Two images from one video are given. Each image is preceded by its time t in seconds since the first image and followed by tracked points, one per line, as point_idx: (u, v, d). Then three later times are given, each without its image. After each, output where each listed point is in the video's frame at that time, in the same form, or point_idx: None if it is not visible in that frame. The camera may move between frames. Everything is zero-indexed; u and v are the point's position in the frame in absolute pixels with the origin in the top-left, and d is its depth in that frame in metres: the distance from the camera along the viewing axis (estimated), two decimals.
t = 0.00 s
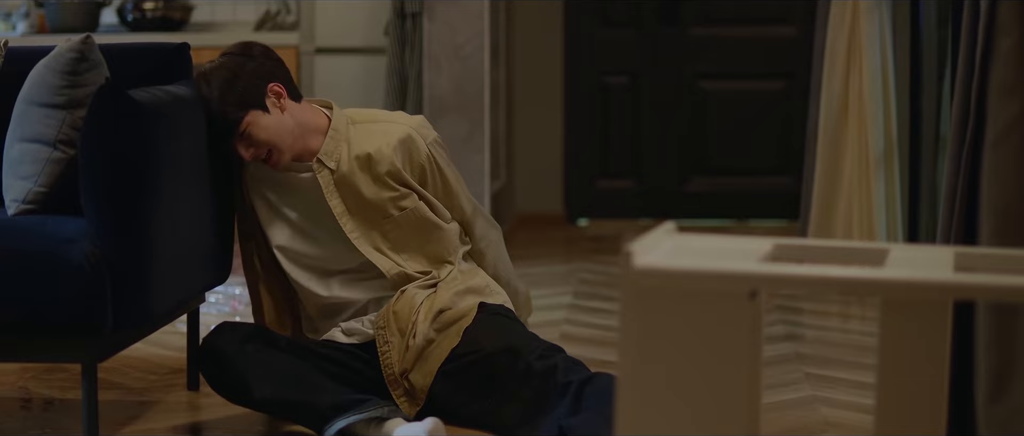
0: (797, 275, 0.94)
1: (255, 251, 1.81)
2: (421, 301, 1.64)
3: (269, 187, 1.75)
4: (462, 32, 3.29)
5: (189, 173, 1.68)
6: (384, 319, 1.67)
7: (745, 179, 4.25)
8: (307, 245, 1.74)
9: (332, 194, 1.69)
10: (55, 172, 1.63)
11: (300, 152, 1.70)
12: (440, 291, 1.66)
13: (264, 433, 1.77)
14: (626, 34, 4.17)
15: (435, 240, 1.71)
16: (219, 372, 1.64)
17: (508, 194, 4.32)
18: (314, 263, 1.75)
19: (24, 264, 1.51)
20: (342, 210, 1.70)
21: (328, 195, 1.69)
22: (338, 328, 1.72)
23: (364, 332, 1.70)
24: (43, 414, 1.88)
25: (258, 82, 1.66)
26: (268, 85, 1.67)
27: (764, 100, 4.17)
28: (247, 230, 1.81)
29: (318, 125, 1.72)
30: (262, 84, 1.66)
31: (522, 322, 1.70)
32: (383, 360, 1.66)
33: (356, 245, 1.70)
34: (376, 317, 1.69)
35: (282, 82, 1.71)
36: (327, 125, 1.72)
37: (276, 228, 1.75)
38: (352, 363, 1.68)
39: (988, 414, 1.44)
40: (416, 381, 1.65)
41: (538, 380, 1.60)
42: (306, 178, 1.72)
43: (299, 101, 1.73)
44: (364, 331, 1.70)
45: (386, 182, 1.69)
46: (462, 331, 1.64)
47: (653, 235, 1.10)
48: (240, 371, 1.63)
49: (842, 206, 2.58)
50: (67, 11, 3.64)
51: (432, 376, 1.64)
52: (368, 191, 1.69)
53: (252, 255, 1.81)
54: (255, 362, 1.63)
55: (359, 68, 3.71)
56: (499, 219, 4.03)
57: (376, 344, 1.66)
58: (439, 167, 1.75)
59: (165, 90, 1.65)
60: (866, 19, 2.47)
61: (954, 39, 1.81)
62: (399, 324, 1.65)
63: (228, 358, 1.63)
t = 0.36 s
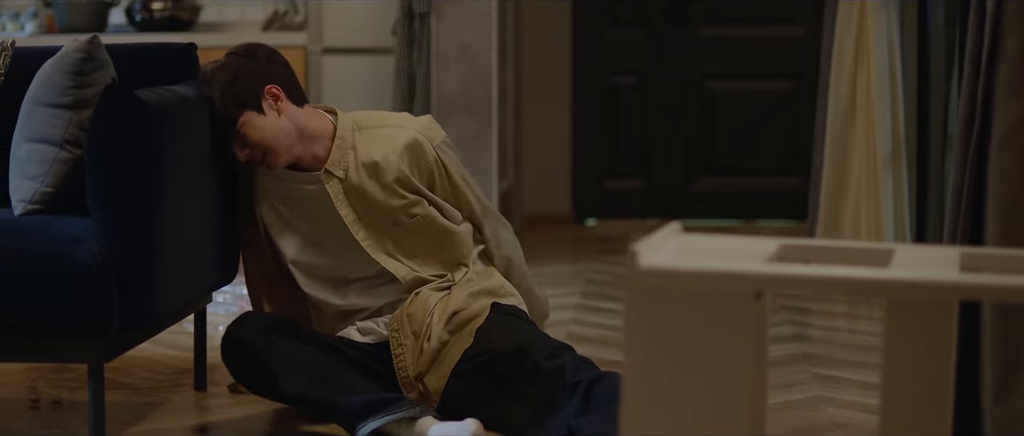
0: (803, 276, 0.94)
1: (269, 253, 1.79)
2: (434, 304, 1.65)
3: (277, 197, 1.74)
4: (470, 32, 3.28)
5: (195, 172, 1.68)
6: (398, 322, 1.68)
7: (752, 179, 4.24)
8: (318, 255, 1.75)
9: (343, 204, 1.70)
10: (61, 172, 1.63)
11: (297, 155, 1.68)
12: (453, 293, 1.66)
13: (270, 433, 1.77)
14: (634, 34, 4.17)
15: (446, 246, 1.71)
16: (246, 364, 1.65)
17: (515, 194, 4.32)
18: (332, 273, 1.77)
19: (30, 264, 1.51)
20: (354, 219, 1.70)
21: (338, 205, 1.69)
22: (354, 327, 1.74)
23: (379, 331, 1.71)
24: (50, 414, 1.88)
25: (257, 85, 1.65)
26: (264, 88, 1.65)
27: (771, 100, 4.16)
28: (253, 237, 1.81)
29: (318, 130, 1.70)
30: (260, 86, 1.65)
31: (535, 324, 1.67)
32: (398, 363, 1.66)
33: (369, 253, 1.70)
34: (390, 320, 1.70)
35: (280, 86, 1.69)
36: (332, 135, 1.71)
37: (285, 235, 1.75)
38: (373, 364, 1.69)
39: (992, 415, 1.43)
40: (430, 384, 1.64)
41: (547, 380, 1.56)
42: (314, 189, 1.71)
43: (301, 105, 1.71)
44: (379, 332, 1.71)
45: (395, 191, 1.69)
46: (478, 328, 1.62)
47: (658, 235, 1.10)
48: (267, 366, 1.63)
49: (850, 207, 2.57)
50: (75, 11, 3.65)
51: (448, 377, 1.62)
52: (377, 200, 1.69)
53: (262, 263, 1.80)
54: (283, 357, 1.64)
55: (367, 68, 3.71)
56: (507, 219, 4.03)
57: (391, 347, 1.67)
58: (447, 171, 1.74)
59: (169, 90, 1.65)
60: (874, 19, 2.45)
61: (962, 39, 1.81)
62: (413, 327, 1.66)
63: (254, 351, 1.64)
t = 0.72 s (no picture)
0: (806, 277, 0.93)
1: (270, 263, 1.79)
2: (442, 306, 1.65)
3: (279, 202, 1.76)
4: (478, 33, 3.28)
5: (201, 174, 1.68)
6: (406, 324, 1.69)
7: (759, 179, 4.23)
8: (321, 260, 1.76)
9: (347, 210, 1.68)
10: (68, 172, 1.63)
11: (298, 158, 1.68)
12: (460, 294, 1.65)
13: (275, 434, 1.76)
14: (642, 34, 4.16)
15: (449, 254, 1.69)
16: (263, 357, 1.64)
17: (523, 195, 4.31)
18: (337, 274, 1.77)
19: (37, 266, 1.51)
20: (357, 226, 1.69)
21: (341, 211, 1.68)
22: (364, 326, 1.75)
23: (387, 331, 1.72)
24: (56, 414, 1.88)
25: (260, 85, 1.65)
26: (268, 89, 1.65)
27: (779, 101, 4.15)
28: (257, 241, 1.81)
29: (320, 134, 1.68)
30: (263, 86, 1.65)
31: (541, 325, 1.64)
32: (406, 365, 1.67)
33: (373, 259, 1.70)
34: (399, 322, 1.70)
35: (285, 88, 1.68)
36: (336, 141, 1.70)
37: (292, 235, 1.75)
38: (387, 364, 1.70)
39: (997, 417, 1.42)
40: (440, 387, 1.64)
41: (548, 381, 1.51)
42: (320, 198, 1.74)
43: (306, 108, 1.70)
44: (388, 331, 1.73)
45: (395, 199, 1.66)
46: (482, 329, 1.61)
47: (661, 236, 1.10)
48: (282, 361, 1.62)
49: (858, 208, 2.56)
50: (84, 12, 3.66)
51: (453, 382, 1.62)
52: (378, 208, 1.67)
53: (264, 268, 1.80)
54: (298, 351, 1.62)
55: (376, 69, 3.71)
56: (515, 220, 4.02)
57: (398, 349, 1.68)
58: (450, 179, 1.71)
59: (175, 90, 1.65)
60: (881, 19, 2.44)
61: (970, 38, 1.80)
62: (420, 330, 1.67)
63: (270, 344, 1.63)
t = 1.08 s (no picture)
0: (811, 277, 0.92)
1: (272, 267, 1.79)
2: (446, 306, 1.65)
3: (281, 203, 1.75)
4: (487, 33, 3.28)
5: (207, 174, 1.68)
6: (410, 325, 1.68)
7: (767, 179, 4.22)
8: (327, 263, 1.75)
9: (350, 213, 1.68)
10: (74, 173, 1.63)
11: (298, 160, 1.68)
12: (464, 294, 1.66)
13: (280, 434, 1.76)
14: (650, 34, 4.15)
15: (452, 258, 1.69)
16: (269, 356, 1.64)
17: (533, 195, 4.31)
18: (344, 275, 1.75)
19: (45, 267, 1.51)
20: (360, 229, 1.69)
21: (346, 214, 1.67)
22: (370, 326, 1.75)
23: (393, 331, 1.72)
24: (64, 414, 1.88)
25: (262, 88, 1.63)
26: (270, 93, 1.63)
27: (787, 101, 4.14)
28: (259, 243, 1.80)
29: (322, 137, 1.68)
30: (265, 90, 1.63)
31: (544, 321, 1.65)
32: (412, 367, 1.66)
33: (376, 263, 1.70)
34: (403, 325, 1.70)
35: (288, 91, 1.65)
36: (339, 144, 1.70)
37: (294, 233, 1.74)
38: (392, 363, 1.69)
39: (1005, 418, 1.41)
40: (448, 390, 1.64)
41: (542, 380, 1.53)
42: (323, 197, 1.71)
43: (310, 110, 1.69)
44: (395, 331, 1.72)
45: (400, 202, 1.67)
46: (484, 328, 1.61)
47: (667, 236, 1.09)
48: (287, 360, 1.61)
49: (866, 209, 2.55)
50: (93, 13, 3.67)
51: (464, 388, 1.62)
52: (383, 211, 1.67)
53: (267, 271, 1.79)
54: (302, 350, 1.62)
55: (385, 69, 3.71)
56: (524, 220, 4.02)
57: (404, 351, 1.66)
58: (453, 181, 1.70)
59: (182, 90, 1.65)
60: (889, 19, 2.43)
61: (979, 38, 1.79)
62: (425, 331, 1.66)
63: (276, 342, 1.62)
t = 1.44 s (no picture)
0: (819, 276, 0.92)
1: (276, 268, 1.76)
2: (453, 306, 1.64)
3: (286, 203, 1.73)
4: (497, 32, 3.28)
5: (215, 173, 1.68)
6: (417, 325, 1.66)
7: (777, 178, 4.20)
8: (332, 265, 1.73)
9: (356, 213, 1.67)
10: (83, 171, 1.63)
11: (302, 160, 1.65)
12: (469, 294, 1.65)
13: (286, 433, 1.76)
14: (661, 33, 4.14)
15: (456, 258, 1.68)
16: (274, 355, 1.65)
17: (543, 194, 4.30)
18: (353, 278, 1.74)
19: (53, 266, 1.51)
20: (366, 229, 1.68)
21: (351, 215, 1.66)
22: (378, 327, 1.74)
23: (400, 331, 1.72)
24: (72, 412, 1.88)
25: (266, 90, 1.61)
26: (274, 96, 1.61)
27: (797, 100, 4.12)
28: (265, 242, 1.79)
29: (328, 137, 1.66)
30: (269, 92, 1.61)
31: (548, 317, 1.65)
32: (418, 366, 1.65)
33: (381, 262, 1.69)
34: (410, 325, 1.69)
35: (293, 93, 1.63)
36: (343, 143, 1.67)
37: (299, 230, 1.73)
38: (399, 363, 1.69)
39: (1012, 418, 1.41)
40: (456, 391, 1.64)
41: (540, 377, 1.58)
42: (323, 204, 1.69)
43: (318, 111, 1.67)
44: (403, 331, 1.72)
45: (407, 203, 1.65)
46: (488, 327, 1.62)
47: (674, 235, 1.08)
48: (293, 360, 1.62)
49: (877, 208, 2.54)
50: (104, 11, 3.68)
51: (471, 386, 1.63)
52: (389, 213, 1.66)
53: (272, 273, 1.77)
54: (308, 349, 1.62)
55: (395, 68, 3.71)
56: (534, 219, 4.01)
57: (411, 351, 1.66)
58: (456, 181, 1.64)
59: (189, 88, 1.65)
60: (900, 18, 2.42)
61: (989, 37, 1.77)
62: (432, 332, 1.65)
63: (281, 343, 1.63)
